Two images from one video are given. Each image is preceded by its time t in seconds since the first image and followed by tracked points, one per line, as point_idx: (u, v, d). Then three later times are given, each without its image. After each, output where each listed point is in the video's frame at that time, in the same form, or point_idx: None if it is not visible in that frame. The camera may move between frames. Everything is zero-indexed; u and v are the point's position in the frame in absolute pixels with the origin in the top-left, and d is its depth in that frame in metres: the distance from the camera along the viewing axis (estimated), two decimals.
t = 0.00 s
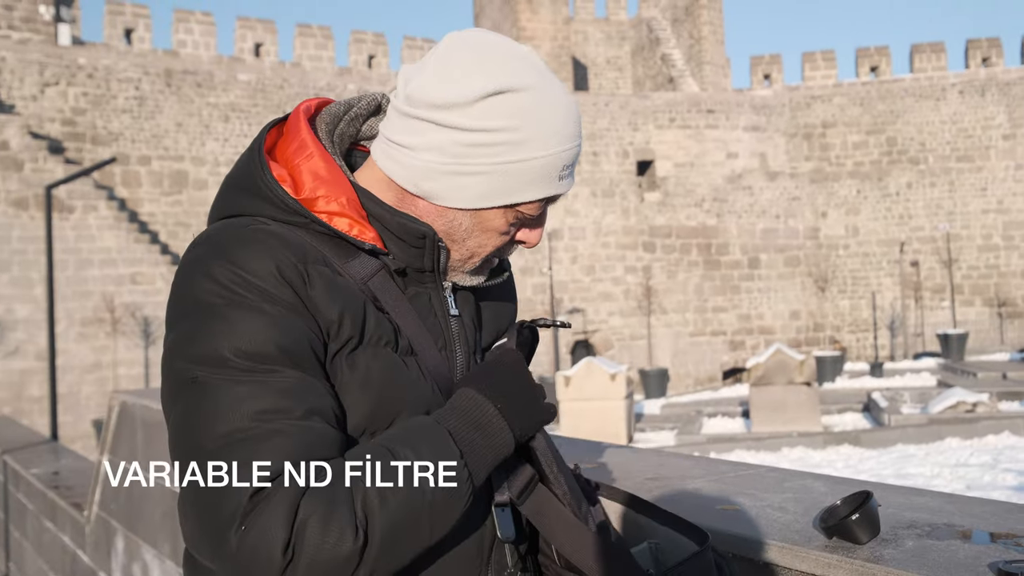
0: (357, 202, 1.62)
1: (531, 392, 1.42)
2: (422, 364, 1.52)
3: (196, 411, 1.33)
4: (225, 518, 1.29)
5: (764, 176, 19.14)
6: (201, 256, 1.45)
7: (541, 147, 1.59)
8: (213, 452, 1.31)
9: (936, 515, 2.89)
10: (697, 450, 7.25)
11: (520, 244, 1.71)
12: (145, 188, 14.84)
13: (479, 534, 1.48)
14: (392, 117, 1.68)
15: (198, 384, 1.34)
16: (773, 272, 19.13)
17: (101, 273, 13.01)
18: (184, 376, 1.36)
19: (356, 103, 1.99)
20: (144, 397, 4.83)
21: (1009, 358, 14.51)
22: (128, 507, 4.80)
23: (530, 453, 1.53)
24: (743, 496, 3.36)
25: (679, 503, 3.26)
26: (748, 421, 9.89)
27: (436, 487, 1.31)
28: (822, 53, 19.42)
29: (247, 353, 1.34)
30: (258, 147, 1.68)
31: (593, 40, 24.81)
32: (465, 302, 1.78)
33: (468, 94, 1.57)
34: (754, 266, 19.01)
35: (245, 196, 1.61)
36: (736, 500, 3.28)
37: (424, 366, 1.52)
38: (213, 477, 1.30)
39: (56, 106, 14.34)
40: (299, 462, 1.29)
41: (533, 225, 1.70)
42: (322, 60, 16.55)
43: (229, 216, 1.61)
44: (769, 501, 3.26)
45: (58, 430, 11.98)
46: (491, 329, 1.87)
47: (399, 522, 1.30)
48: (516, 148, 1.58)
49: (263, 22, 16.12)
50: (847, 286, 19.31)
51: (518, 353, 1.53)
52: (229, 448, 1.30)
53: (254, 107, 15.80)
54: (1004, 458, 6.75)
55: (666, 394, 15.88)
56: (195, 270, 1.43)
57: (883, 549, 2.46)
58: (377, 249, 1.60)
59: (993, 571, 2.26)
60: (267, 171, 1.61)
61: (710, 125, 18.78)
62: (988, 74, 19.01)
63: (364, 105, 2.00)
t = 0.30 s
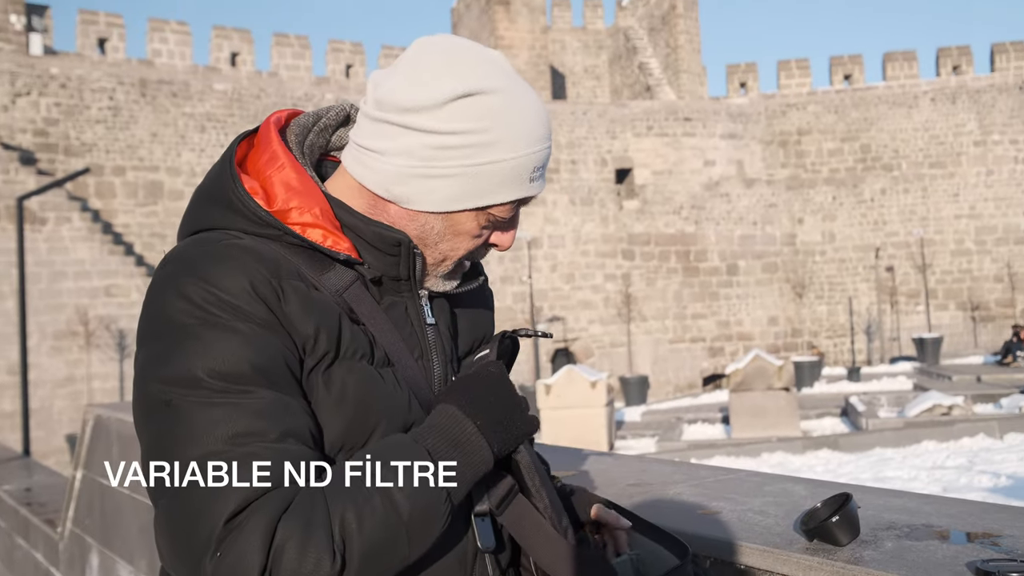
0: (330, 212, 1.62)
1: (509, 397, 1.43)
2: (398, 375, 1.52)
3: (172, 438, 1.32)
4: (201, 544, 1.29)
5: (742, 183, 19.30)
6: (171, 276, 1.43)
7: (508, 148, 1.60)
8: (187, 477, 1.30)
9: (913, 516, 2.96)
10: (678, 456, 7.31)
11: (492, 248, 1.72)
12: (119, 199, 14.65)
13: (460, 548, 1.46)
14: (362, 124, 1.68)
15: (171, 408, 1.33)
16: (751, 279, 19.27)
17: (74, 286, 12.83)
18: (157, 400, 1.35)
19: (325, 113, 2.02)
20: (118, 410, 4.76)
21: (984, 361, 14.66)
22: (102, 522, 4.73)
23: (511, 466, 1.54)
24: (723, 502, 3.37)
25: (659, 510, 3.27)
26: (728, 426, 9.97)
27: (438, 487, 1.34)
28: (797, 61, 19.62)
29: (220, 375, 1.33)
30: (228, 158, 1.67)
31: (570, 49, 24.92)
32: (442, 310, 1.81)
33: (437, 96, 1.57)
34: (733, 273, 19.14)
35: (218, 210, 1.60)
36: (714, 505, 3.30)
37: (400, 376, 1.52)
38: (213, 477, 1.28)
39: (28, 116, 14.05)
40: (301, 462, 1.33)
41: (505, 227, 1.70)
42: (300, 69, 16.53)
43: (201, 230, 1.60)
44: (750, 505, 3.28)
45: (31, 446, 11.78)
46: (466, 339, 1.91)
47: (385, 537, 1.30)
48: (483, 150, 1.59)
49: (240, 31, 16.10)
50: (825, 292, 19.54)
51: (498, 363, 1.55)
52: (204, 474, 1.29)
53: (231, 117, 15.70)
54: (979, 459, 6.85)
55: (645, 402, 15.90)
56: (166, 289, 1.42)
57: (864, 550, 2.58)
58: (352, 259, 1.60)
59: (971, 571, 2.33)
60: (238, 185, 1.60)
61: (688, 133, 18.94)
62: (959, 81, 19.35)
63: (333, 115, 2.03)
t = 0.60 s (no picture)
0: (310, 228, 1.61)
1: (496, 414, 1.43)
2: (382, 390, 1.50)
3: (153, 460, 1.31)
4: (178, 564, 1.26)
5: (723, 196, 19.37)
6: (150, 298, 1.43)
7: (480, 154, 1.60)
8: (167, 499, 1.29)
9: (896, 529, 2.98)
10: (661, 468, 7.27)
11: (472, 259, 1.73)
12: (100, 210, 14.54)
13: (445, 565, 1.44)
14: (337, 138, 1.68)
15: (154, 430, 1.33)
16: (733, 290, 19.30)
17: (54, 297, 12.70)
18: (140, 423, 1.35)
19: (304, 128, 2.01)
20: (99, 423, 4.70)
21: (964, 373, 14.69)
22: (82, 535, 4.69)
23: (499, 482, 1.49)
24: (706, 515, 3.37)
25: (640, 523, 3.26)
26: (710, 437, 9.98)
27: (437, 486, 1.34)
28: (777, 74, 19.74)
29: (201, 397, 1.32)
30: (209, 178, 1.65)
31: (552, 61, 24.97)
32: (426, 322, 1.79)
33: (408, 107, 1.56)
34: (715, 284, 19.18)
35: (199, 229, 1.59)
36: (697, 518, 3.29)
37: (384, 391, 1.50)
38: (213, 476, 1.27)
39: (8, 127, 13.98)
40: (299, 462, 1.38)
41: (485, 236, 1.71)
42: (282, 81, 16.51)
43: (183, 249, 1.59)
44: (733, 517, 3.28)
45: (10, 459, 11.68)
46: (452, 353, 1.88)
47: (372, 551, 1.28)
48: (456, 158, 1.58)
49: (221, 42, 16.05)
50: (806, 303, 19.44)
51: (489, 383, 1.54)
52: (183, 495, 1.27)
53: (212, 129, 15.72)
54: (961, 471, 6.85)
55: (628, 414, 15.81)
56: (147, 310, 1.41)
57: (846, 564, 2.62)
58: (332, 274, 1.58)
59: None
60: (218, 204, 1.59)
61: (669, 145, 19.09)
62: (938, 94, 19.41)
63: (312, 130, 2.02)
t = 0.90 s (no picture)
0: (306, 235, 1.46)
1: (497, 429, 1.38)
2: (376, 403, 1.39)
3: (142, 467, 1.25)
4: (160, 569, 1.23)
5: (715, 210, 19.34)
6: (142, 299, 1.34)
7: (475, 157, 1.44)
8: (155, 503, 1.24)
9: (885, 549, 2.90)
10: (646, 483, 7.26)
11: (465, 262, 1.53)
12: (93, 212, 14.60)
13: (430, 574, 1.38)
14: (323, 147, 1.51)
15: (142, 438, 1.27)
16: (723, 304, 19.24)
17: (45, 297, 12.77)
18: (129, 428, 1.28)
19: (303, 138, 1.74)
20: (84, 424, 4.65)
21: (953, 392, 14.65)
22: (69, 536, 4.66)
23: (503, 499, 1.45)
24: (695, 529, 3.29)
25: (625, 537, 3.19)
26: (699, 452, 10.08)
27: (438, 487, 1.30)
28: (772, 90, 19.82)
29: (189, 406, 1.26)
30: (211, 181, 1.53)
31: (547, 72, 24.92)
32: (422, 331, 1.56)
33: (395, 110, 1.41)
34: (705, 298, 19.11)
35: (192, 229, 1.46)
36: (684, 533, 3.22)
37: (378, 405, 1.39)
38: (213, 476, 1.24)
39: (3, 128, 14.02)
40: (300, 462, 1.34)
41: (479, 238, 1.51)
42: (277, 87, 16.57)
43: (176, 257, 1.46)
44: (720, 533, 3.21)
45: None
46: (450, 364, 1.64)
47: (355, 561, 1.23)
48: (451, 163, 1.43)
49: (216, 48, 16.13)
50: (796, 319, 19.53)
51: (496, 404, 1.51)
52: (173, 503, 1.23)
53: (206, 133, 15.73)
54: (948, 490, 6.84)
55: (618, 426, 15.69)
56: (137, 312, 1.33)
57: None
58: (327, 283, 1.44)
59: None
60: (214, 212, 1.45)
61: (662, 158, 18.92)
62: (932, 113, 19.60)
63: (312, 140, 1.75)
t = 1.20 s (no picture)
0: (305, 237, 1.48)
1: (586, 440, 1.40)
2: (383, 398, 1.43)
3: (179, 460, 1.27)
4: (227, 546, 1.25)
5: (712, 220, 19.37)
6: (152, 303, 1.36)
7: (445, 135, 1.45)
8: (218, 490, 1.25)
9: (871, 566, 2.84)
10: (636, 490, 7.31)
11: (456, 242, 1.54)
12: (91, 206, 14.60)
13: None
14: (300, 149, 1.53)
15: (175, 428, 1.28)
16: (718, 315, 19.25)
17: (41, 290, 12.76)
18: (157, 425, 1.30)
19: (288, 139, 1.74)
20: (78, 417, 4.64)
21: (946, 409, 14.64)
22: (59, 529, 4.65)
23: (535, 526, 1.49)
24: (683, 537, 3.26)
25: (612, 545, 3.17)
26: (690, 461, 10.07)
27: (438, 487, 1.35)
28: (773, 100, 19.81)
29: (226, 387, 1.27)
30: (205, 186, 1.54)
31: (549, 78, 24.83)
32: (419, 331, 1.57)
33: (360, 102, 1.43)
34: (701, 307, 19.14)
35: (190, 230, 1.47)
36: (672, 542, 3.20)
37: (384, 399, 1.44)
38: (214, 475, 1.24)
39: (2, 119, 14.00)
40: (297, 462, 1.28)
41: (467, 218, 1.52)
42: (278, 86, 16.50)
43: (173, 258, 1.47)
44: (706, 542, 3.17)
45: None
46: (444, 357, 1.63)
47: (446, 538, 1.27)
48: (432, 143, 1.44)
49: (218, 44, 16.10)
50: (791, 331, 19.60)
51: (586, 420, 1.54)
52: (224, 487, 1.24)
53: (206, 130, 15.78)
54: (938, 505, 6.87)
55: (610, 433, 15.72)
56: (146, 314, 1.35)
57: None
58: (326, 284, 1.46)
59: None
60: (212, 214, 1.45)
61: (661, 166, 18.92)
62: (933, 128, 19.56)
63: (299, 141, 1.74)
